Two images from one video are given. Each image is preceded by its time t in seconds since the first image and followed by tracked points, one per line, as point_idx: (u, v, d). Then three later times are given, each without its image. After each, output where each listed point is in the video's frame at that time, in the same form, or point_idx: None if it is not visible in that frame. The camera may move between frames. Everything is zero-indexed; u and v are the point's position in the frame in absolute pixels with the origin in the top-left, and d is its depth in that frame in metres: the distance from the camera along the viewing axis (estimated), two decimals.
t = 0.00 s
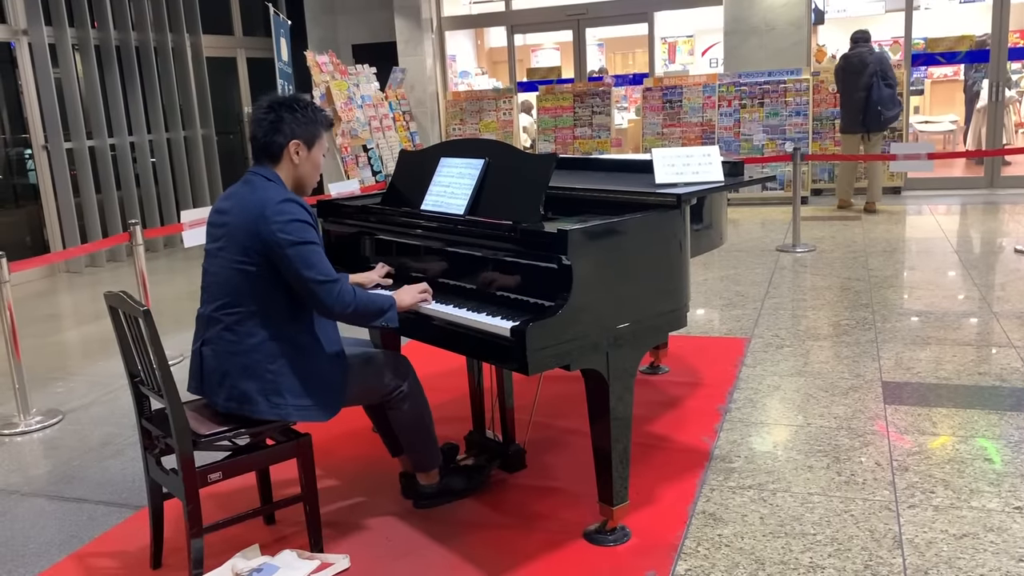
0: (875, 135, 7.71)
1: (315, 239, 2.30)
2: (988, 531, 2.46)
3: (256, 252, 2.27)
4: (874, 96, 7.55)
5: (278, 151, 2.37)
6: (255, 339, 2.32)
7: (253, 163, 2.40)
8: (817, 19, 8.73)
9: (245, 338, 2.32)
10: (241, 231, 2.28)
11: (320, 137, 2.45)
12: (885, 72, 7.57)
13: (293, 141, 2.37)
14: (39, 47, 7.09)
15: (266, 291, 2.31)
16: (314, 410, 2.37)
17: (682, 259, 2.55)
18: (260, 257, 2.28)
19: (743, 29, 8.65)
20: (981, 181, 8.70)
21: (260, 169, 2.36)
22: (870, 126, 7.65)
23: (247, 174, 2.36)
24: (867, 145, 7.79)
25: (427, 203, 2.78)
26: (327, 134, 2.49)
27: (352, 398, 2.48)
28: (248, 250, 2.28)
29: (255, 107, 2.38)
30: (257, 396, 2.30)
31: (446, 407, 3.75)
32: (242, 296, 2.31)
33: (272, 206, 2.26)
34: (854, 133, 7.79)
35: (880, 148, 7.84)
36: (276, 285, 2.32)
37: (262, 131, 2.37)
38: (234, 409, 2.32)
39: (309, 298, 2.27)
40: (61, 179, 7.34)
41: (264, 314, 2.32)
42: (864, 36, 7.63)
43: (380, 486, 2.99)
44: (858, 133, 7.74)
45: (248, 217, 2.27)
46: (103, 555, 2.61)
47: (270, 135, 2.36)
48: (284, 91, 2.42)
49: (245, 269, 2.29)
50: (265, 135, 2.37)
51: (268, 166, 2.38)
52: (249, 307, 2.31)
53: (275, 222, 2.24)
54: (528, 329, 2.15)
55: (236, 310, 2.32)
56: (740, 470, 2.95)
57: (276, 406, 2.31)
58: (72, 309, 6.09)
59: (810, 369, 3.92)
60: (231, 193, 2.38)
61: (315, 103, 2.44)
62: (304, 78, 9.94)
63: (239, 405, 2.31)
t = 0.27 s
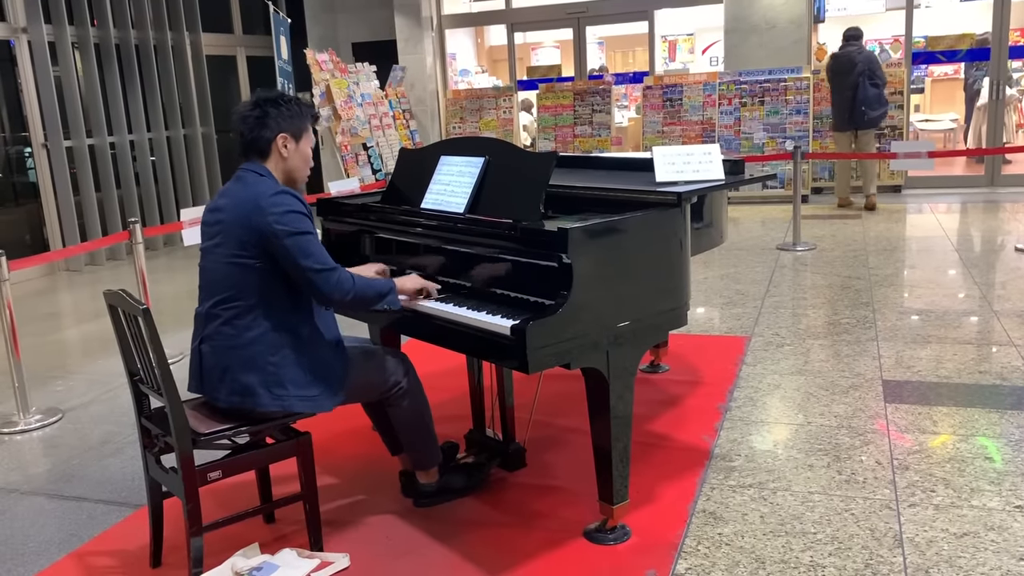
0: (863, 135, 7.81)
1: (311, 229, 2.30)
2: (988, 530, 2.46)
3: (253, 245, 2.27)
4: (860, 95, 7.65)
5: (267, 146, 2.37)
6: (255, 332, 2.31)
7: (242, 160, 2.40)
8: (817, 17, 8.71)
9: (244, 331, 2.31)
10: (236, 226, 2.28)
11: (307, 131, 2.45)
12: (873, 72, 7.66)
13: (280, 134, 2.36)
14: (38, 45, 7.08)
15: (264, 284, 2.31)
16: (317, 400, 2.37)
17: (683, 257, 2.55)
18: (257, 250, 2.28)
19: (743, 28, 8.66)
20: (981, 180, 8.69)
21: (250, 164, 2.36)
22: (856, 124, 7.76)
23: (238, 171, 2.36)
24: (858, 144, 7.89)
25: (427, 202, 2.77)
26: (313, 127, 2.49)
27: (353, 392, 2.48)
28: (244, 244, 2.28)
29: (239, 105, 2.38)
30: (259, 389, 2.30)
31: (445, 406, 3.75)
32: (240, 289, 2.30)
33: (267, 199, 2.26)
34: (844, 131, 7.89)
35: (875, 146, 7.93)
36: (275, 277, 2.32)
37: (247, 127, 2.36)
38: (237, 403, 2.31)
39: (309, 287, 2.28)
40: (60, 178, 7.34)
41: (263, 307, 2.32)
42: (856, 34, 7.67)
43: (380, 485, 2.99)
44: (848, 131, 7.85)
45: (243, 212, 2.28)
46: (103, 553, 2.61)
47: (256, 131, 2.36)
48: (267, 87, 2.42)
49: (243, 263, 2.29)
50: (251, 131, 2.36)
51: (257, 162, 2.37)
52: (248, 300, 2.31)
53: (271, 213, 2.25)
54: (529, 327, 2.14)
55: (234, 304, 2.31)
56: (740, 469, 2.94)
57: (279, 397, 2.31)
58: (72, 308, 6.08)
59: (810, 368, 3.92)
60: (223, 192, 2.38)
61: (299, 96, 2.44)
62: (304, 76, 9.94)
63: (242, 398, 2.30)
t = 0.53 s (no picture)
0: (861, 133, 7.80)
1: (312, 227, 2.32)
2: (989, 528, 2.46)
3: (254, 243, 2.27)
4: (854, 96, 7.64)
5: (257, 143, 2.37)
6: (255, 328, 2.31)
7: (236, 156, 2.40)
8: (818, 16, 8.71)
9: (244, 328, 2.31)
10: (236, 224, 2.28)
11: (297, 126, 2.44)
12: (867, 71, 7.64)
13: (269, 131, 2.36)
14: (38, 43, 7.09)
15: (263, 281, 2.31)
16: (321, 392, 2.37)
17: (684, 255, 2.54)
18: (258, 248, 2.28)
19: (744, 26, 8.66)
20: (982, 178, 8.69)
21: (244, 162, 2.35)
22: (850, 124, 7.77)
23: (233, 168, 2.35)
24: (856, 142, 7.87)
25: (428, 200, 2.77)
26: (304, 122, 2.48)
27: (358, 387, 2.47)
28: (245, 242, 2.27)
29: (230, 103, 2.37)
30: (261, 383, 2.30)
31: (445, 404, 3.74)
32: (240, 287, 2.30)
33: (268, 197, 2.27)
34: (840, 130, 7.91)
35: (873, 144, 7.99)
36: (274, 274, 2.32)
37: (237, 124, 2.36)
38: (239, 400, 2.31)
39: (311, 285, 2.30)
40: (61, 175, 7.33)
41: (262, 303, 2.32)
42: (852, 33, 7.66)
43: (380, 483, 2.99)
44: (844, 130, 7.85)
45: (243, 210, 2.27)
46: (103, 551, 2.61)
47: (246, 128, 2.35)
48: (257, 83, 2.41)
49: (242, 261, 2.29)
50: (241, 129, 2.36)
51: (250, 159, 2.37)
52: (248, 297, 2.31)
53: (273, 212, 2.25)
54: (529, 326, 2.14)
55: (234, 301, 2.31)
56: (741, 467, 2.94)
57: (282, 392, 2.31)
58: (72, 306, 6.08)
59: (810, 366, 3.92)
60: (219, 189, 2.36)
61: (289, 91, 2.43)
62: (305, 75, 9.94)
63: (244, 395, 2.30)
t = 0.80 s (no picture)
0: (861, 132, 7.81)
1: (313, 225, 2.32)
2: (990, 527, 2.46)
3: (256, 242, 2.27)
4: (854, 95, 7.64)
5: (258, 141, 2.37)
6: (256, 327, 2.31)
7: (237, 153, 2.39)
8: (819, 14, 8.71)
9: (246, 326, 2.31)
10: (237, 223, 2.27)
11: (301, 128, 2.43)
12: (867, 70, 7.65)
13: (271, 130, 2.35)
14: (39, 41, 7.10)
15: (265, 279, 2.31)
16: (324, 389, 2.37)
17: (685, 254, 2.54)
18: (261, 246, 2.28)
19: (745, 25, 8.66)
20: (983, 177, 8.68)
21: (245, 160, 2.35)
22: (851, 123, 7.78)
23: (234, 166, 2.35)
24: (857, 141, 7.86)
25: (429, 198, 2.77)
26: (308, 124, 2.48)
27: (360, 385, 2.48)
28: (247, 240, 2.27)
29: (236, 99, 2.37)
30: (263, 382, 2.30)
31: (446, 403, 3.75)
32: (241, 285, 2.30)
33: (270, 196, 2.27)
34: (840, 128, 7.91)
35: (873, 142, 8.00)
36: (277, 272, 2.33)
37: (240, 121, 2.36)
38: (240, 398, 2.31)
39: (313, 283, 2.31)
40: (61, 174, 7.33)
41: (264, 301, 2.32)
42: (851, 32, 7.64)
43: (381, 481, 2.99)
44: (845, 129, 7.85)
45: (244, 209, 2.27)
46: (104, 550, 2.61)
47: (249, 126, 2.36)
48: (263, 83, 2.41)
49: (244, 259, 2.29)
50: (244, 126, 2.36)
51: (250, 157, 2.37)
52: (250, 295, 2.31)
53: (276, 211, 2.25)
54: (531, 324, 2.14)
55: (236, 299, 2.31)
56: (742, 466, 2.94)
57: (284, 389, 2.31)
58: (73, 304, 6.08)
59: (811, 365, 3.92)
60: (218, 187, 2.36)
61: (295, 93, 2.43)
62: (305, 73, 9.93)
63: (245, 393, 2.30)
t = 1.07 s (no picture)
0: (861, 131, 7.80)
1: (310, 228, 2.31)
2: (991, 527, 2.46)
3: (252, 241, 2.27)
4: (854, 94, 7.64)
5: (267, 141, 2.37)
6: (256, 328, 2.31)
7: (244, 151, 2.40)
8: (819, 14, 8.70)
9: (245, 327, 2.31)
10: (235, 221, 2.28)
11: (311, 132, 2.44)
12: (867, 70, 7.65)
13: (281, 131, 2.36)
14: (39, 41, 7.10)
15: (261, 280, 2.31)
16: (319, 394, 2.37)
17: (686, 253, 2.54)
18: (257, 246, 2.28)
19: (745, 24, 8.65)
20: (984, 176, 8.68)
21: (249, 158, 2.36)
22: (850, 122, 7.78)
23: (237, 163, 2.36)
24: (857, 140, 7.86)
25: (429, 198, 2.77)
26: (319, 130, 2.49)
27: (358, 388, 2.49)
28: (243, 239, 2.28)
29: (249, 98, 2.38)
30: (259, 384, 2.30)
31: (447, 402, 3.75)
32: (239, 285, 2.30)
33: (268, 195, 2.27)
34: (840, 127, 7.91)
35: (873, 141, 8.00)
36: (273, 274, 2.32)
37: (252, 120, 2.37)
38: (236, 399, 2.30)
39: (305, 287, 2.29)
40: (61, 173, 7.33)
41: (264, 303, 2.32)
42: (852, 31, 7.63)
43: (381, 481, 2.99)
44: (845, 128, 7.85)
45: (243, 207, 2.27)
46: (105, 549, 2.61)
47: (259, 125, 2.36)
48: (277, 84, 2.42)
49: (240, 259, 2.29)
50: (254, 125, 2.37)
51: (257, 155, 2.37)
52: (249, 296, 2.31)
53: (272, 211, 2.25)
54: (531, 324, 2.14)
55: (234, 299, 2.31)
56: (742, 465, 2.94)
57: (280, 393, 2.31)
58: (74, 304, 6.08)
59: (812, 364, 3.92)
60: (222, 184, 2.37)
61: (308, 97, 2.44)
62: (306, 73, 9.93)
63: (242, 394, 2.30)
